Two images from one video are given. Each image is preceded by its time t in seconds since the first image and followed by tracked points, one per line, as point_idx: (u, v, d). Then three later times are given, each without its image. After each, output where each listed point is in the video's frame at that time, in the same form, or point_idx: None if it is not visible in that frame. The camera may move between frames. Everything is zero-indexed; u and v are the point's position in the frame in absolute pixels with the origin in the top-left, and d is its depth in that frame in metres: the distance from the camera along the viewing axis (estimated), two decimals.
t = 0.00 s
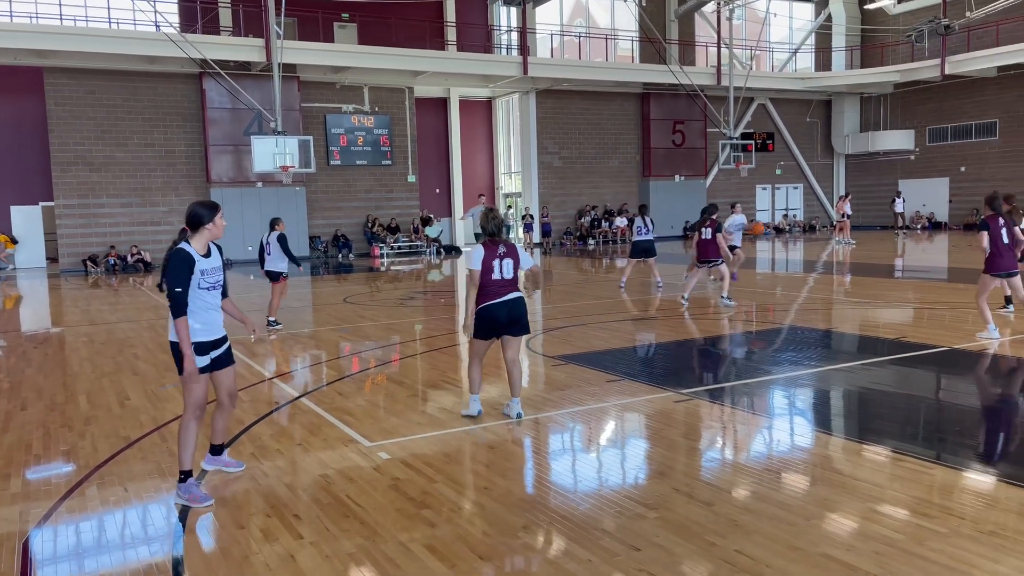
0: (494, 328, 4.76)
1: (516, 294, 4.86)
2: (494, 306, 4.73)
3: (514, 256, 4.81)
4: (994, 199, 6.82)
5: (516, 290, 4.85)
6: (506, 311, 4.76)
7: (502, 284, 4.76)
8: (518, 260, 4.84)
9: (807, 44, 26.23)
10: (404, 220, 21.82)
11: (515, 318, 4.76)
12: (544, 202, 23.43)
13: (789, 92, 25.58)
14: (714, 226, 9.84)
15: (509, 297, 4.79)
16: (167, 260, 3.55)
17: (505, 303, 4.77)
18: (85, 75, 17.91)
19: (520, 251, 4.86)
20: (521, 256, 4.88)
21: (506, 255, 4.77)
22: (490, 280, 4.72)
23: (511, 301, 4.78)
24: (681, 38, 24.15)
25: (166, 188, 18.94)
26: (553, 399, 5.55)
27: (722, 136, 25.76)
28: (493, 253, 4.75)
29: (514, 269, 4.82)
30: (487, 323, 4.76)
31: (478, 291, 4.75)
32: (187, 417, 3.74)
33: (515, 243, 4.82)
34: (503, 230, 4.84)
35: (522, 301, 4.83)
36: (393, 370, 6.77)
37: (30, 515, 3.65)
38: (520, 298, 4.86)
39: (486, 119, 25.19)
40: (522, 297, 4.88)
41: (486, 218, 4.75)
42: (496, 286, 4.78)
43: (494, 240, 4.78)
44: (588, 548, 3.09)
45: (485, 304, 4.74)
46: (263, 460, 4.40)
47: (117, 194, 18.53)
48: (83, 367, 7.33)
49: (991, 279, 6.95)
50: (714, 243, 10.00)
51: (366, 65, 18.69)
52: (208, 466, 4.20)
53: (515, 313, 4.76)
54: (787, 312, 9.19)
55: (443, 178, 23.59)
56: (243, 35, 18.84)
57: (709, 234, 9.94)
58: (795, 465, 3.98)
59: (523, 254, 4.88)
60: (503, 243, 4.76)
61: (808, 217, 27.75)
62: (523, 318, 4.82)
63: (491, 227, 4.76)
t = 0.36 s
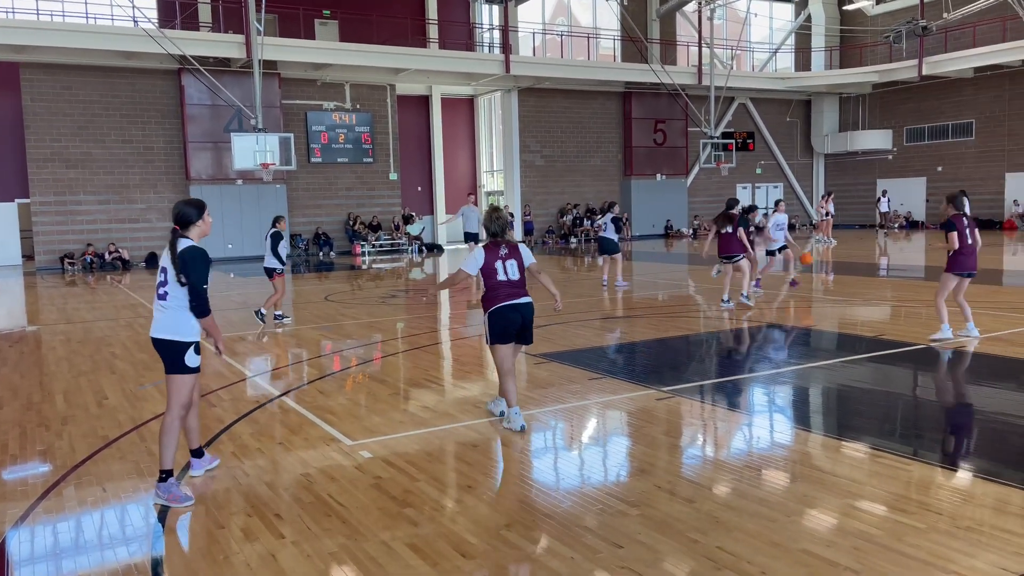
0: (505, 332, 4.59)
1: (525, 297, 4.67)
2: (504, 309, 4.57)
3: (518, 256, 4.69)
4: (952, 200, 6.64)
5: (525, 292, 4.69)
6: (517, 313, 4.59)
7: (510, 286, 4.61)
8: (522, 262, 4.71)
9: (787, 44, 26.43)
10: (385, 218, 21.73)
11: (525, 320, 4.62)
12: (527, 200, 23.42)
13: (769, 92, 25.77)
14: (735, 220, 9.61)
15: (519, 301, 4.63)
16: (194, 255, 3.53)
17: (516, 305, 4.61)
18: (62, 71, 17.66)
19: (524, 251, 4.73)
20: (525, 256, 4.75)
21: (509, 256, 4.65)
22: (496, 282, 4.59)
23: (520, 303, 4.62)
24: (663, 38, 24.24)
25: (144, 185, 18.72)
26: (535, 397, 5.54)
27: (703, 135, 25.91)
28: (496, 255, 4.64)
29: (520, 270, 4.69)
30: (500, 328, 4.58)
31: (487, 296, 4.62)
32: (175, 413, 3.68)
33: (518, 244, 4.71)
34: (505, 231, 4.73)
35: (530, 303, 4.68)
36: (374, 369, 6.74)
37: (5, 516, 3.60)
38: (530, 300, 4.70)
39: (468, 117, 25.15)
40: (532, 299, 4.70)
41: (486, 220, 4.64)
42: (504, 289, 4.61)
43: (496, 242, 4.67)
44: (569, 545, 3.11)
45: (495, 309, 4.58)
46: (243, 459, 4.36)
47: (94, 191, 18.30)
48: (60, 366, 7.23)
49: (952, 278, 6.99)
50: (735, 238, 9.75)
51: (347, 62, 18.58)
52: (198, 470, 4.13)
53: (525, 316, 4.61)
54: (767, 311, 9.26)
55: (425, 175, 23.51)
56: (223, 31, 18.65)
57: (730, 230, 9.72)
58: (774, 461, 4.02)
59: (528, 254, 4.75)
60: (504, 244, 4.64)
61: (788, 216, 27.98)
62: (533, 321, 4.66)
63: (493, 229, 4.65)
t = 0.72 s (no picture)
0: (513, 331, 4.46)
1: (535, 295, 4.54)
2: (513, 307, 4.44)
3: (526, 253, 4.57)
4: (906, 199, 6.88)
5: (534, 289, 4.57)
6: (525, 312, 4.47)
7: (519, 284, 4.47)
8: (531, 258, 4.59)
9: (768, 45, 26.63)
10: (367, 216, 21.64)
11: (535, 318, 4.50)
12: (509, 199, 23.41)
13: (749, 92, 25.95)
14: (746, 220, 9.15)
15: (527, 299, 4.50)
16: (199, 249, 3.76)
17: (525, 304, 4.48)
18: (38, 67, 17.41)
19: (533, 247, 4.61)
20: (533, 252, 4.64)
21: (518, 252, 4.52)
22: (505, 280, 4.45)
23: (529, 302, 4.49)
24: (645, 37, 24.33)
25: (122, 183, 18.50)
26: (518, 396, 5.53)
27: (684, 135, 26.04)
28: (504, 251, 4.49)
29: (528, 267, 4.57)
30: (508, 328, 4.45)
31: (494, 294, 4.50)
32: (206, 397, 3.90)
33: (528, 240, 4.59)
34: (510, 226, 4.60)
35: (539, 301, 4.56)
36: (356, 368, 6.70)
37: None
38: (541, 298, 4.58)
39: (450, 116, 25.11)
40: (542, 298, 4.56)
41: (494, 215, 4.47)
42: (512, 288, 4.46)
43: (503, 239, 4.54)
44: (551, 544, 3.10)
45: (503, 308, 4.44)
46: (223, 459, 4.32)
47: (72, 188, 18.06)
48: (35, 366, 7.12)
49: (908, 281, 6.86)
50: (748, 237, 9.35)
51: (328, 60, 18.48)
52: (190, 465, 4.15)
53: (534, 315, 4.50)
54: (748, 309, 9.32)
55: (407, 174, 23.41)
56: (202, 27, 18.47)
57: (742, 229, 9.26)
58: (754, 459, 4.04)
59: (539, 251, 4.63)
60: (512, 240, 4.52)
61: (768, 216, 28.19)
62: (541, 319, 4.54)
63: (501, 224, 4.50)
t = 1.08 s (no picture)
0: (535, 337, 4.38)
1: (564, 300, 4.41)
2: (536, 315, 4.34)
3: (558, 259, 4.39)
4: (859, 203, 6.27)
5: (564, 295, 4.42)
6: (549, 319, 4.35)
7: (545, 291, 4.34)
8: (563, 263, 4.41)
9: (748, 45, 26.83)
10: (347, 214, 21.53)
11: (560, 326, 4.37)
12: (491, 197, 23.40)
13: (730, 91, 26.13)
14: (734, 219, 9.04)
15: (554, 304, 4.36)
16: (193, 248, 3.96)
17: (549, 311, 4.35)
18: (13, 62, 17.13)
19: (568, 253, 4.43)
20: (569, 257, 4.45)
21: (549, 258, 4.36)
22: (531, 287, 4.33)
23: (555, 310, 4.35)
24: (626, 37, 24.41)
25: (99, 180, 18.27)
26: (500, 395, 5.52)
27: (665, 135, 26.18)
28: (534, 257, 4.34)
29: (560, 273, 4.40)
30: (530, 334, 4.37)
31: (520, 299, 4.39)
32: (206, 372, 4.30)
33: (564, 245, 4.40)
34: (546, 230, 4.42)
35: (568, 308, 4.41)
36: (337, 367, 6.67)
37: None
38: (570, 305, 4.42)
39: (431, 114, 25.05)
40: (571, 305, 4.41)
41: (527, 220, 4.32)
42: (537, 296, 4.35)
43: (536, 242, 4.37)
44: (533, 543, 3.11)
45: (526, 314, 4.35)
46: (202, 459, 4.28)
47: (47, 185, 17.81)
48: (10, 365, 7.00)
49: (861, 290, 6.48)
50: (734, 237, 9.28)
51: (309, 57, 18.36)
52: (208, 441, 4.53)
53: (559, 324, 4.36)
54: (728, 307, 9.39)
55: (388, 172, 23.31)
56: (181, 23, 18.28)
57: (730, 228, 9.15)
58: (734, 456, 4.07)
59: (575, 257, 4.43)
60: (544, 245, 4.34)
61: (748, 215, 28.39)
62: (570, 327, 4.38)
63: (535, 229, 4.35)
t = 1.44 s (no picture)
0: (519, 326, 4.39)
1: (554, 295, 4.39)
2: (518, 305, 4.37)
3: (552, 252, 4.38)
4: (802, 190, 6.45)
5: (552, 290, 4.39)
6: (531, 311, 4.35)
7: (531, 282, 4.36)
8: (557, 258, 4.40)
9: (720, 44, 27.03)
10: (320, 212, 21.34)
11: (543, 319, 4.35)
12: (465, 195, 23.34)
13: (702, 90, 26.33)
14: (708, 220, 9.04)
15: (538, 297, 4.36)
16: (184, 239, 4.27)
17: (532, 303, 4.36)
18: None
19: (563, 248, 4.39)
20: (564, 252, 4.42)
21: (541, 251, 4.38)
22: (519, 277, 4.39)
23: (537, 302, 4.35)
24: (599, 35, 24.45)
25: (66, 176, 17.93)
26: (474, 392, 5.52)
27: (638, 133, 26.32)
28: (527, 247, 4.40)
29: (551, 266, 4.38)
30: (514, 324, 4.40)
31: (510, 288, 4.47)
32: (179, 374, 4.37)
33: (558, 240, 4.39)
34: (547, 224, 4.44)
35: (554, 304, 4.38)
36: (309, 365, 6.62)
37: None
38: (556, 301, 4.38)
39: (405, 111, 24.90)
40: (558, 300, 4.38)
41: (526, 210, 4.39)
42: (524, 284, 4.38)
43: (531, 234, 4.43)
44: (507, 540, 3.10)
45: (511, 303, 4.40)
46: (173, 459, 4.23)
47: (11, 181, 17.42)
48: None
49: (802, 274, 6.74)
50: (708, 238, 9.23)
51: (280, 52, 18.15)
52: (170, 443, 4.42)
53: (540, 316, 4.35)
54: (701, 304, 9.47)
55: (361, 168, 23.14)
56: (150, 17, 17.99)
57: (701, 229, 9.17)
58: (707, 453, 4.10)
59: (568, 253, 4.38)
60: (538, 237, 4.39)
61: (720, 213, 28.66)
62: (554, 321, 4.35)
63: (533, 220, 4.40)
